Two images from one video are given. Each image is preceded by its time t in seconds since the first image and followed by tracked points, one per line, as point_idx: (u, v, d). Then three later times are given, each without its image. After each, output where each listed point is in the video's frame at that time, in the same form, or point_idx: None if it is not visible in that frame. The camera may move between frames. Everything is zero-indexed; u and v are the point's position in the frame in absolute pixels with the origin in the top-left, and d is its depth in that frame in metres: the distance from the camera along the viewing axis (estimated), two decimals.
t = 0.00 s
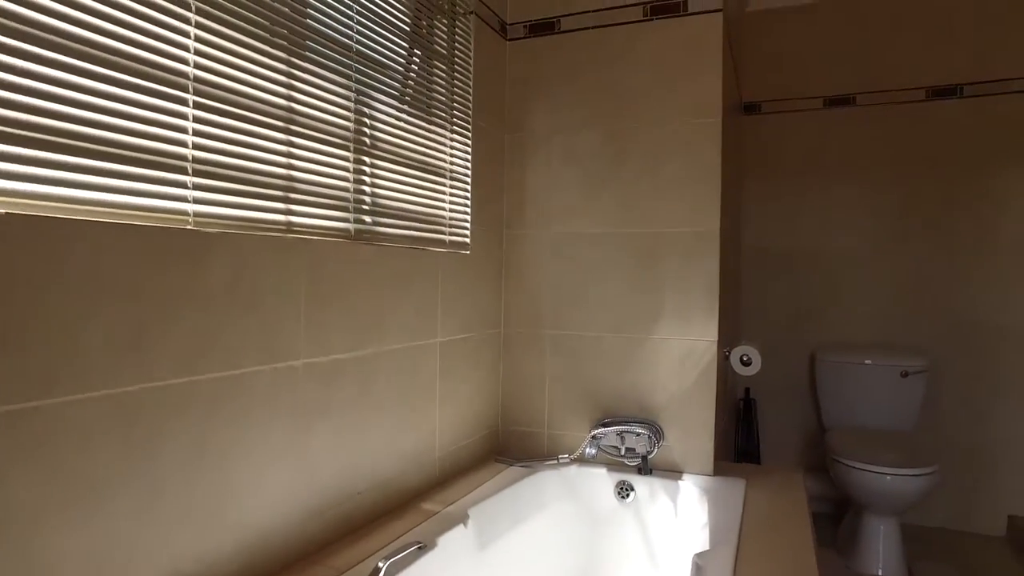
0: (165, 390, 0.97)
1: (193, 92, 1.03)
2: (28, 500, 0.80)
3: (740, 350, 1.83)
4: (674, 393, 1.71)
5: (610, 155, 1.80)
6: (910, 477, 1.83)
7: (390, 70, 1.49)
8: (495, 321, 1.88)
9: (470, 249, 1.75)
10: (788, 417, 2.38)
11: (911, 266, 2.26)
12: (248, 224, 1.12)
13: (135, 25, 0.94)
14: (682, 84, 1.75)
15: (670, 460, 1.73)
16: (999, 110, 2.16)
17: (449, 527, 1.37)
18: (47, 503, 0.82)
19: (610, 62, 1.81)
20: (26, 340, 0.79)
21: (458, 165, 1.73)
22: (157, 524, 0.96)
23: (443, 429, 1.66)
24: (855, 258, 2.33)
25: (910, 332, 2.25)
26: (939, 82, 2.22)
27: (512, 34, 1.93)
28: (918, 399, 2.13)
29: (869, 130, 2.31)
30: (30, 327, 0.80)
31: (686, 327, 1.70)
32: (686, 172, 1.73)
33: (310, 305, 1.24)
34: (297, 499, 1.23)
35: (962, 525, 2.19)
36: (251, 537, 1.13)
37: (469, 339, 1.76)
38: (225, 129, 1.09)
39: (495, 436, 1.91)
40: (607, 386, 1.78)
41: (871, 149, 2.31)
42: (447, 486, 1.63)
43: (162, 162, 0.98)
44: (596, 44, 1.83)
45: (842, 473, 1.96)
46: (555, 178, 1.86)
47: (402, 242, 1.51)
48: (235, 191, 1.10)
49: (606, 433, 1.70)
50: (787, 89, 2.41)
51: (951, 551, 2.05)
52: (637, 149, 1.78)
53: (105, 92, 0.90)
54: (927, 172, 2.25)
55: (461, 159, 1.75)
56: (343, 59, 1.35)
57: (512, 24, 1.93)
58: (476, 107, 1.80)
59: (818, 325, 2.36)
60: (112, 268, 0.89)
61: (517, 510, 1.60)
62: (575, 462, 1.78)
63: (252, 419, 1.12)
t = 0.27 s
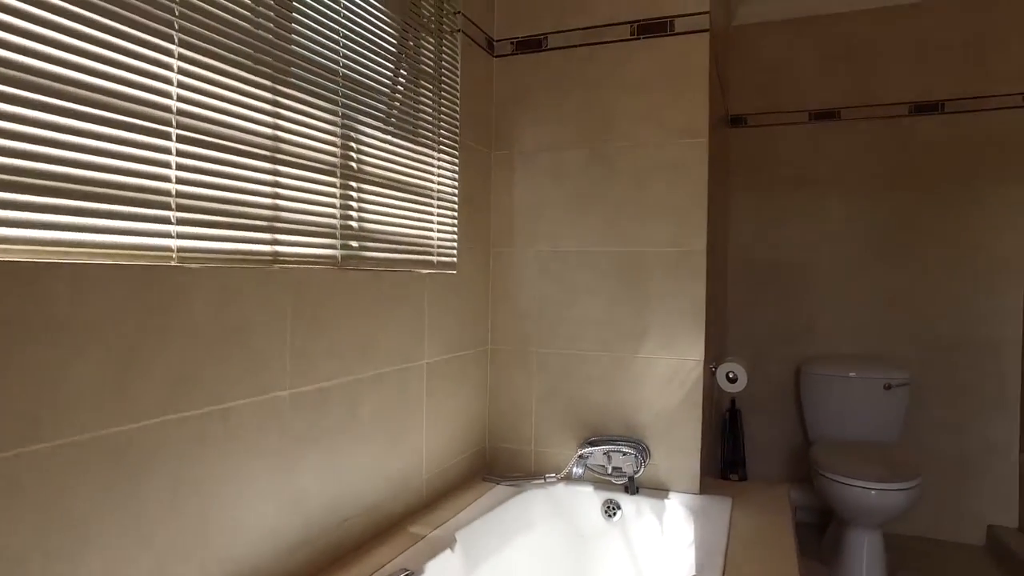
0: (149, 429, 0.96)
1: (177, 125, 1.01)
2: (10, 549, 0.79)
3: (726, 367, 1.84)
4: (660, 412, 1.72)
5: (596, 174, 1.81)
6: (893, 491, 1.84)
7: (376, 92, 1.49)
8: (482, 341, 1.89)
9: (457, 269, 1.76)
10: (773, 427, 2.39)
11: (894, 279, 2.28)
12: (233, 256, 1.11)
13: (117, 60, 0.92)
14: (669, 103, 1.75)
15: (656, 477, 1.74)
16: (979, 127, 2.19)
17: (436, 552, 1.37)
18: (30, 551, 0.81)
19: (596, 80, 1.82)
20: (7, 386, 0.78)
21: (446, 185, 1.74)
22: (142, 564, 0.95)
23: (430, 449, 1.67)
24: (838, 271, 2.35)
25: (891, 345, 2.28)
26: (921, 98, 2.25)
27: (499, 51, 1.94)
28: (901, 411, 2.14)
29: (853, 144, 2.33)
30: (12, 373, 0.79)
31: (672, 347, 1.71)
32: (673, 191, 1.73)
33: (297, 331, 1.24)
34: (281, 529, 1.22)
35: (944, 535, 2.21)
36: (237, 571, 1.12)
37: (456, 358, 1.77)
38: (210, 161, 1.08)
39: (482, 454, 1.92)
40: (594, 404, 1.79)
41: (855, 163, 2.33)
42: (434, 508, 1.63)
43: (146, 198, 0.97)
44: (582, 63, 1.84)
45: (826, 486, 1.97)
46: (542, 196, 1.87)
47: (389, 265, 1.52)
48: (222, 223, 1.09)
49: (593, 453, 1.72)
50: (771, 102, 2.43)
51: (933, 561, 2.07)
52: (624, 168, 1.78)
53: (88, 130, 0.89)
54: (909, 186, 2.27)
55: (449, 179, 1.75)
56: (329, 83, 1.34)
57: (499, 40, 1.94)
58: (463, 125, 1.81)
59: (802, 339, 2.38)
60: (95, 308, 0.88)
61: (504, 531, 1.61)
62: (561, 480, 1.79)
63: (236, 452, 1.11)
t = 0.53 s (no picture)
0: (127, 469, 0.94)
1: (155, 159, 1.00)
2: None
3: (709, 384, 1.84)
4: (643, 430, 1.74)
5: (580, 193, 1.81)
6: (874, 503, 1.84)
7: (359, 114, 1.47)
8: (466, 359, 1.89)
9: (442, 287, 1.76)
10: (756, 439, 2.39)
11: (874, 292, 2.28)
12: (214, 290, 1.10)
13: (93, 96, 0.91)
14: (652, 122, 1.76)
15: (640, 494, 1.76)
16: (960, 141, 2.19)
17: None
18: None
19: (580, 98, 1.82)
20: None
21: (430, 205, 1.73)
22: None
23: (414, 469, 1.67)
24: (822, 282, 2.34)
25: (872, 356, 2.28)
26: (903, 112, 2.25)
27: (483, 67, 1.94)
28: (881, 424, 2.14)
29: (836, 157, 2.33)
30: None
31: (656, 365, 1.73)
32: (656, 209, 1.74)
33: (279, 360, 1.23)
34: (264, 558, 1.21)
35: (920, 543, 2.25)
36: None
37: (439, 377, 1.77)
38: (189, 193, 1.06)
39: (466, 471, 1.92)
40: (578, 422, 1.80)
41: (838, 176, 2.33)
42: (418, 528, 1.63)
43: (123, 235, 0.95)
44: (566, 81, 1.84)
45: (807, 499, 1.97)
46: (526, 214, 1.87)
47: (373, 288, 1.51)
48: (203, 255, 1.08)
49: (577, 472, 1.72)
50: (755, 113, 2.41)
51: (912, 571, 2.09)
52: (607, 186, 1.79)
53: (64, 169, 0.87)
54: (891, 200, 2.27)
55: (433, 197, 1.75)
56: (311, 108, 1.33)
57: (483, 56, 1.94)
58: (447, 143, 1.80)
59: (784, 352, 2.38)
60: (72, 351, 0.87)
61: (488, 550, 1.62)
62: (546, 499, 1.79)
63: (217, 486, 1.10)
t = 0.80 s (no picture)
0: (100, 504, 0.93)
1: (127, 188, 0.98)
2: None
3: (687, 397, 1.85)
4: (622, 445, 1.76)
5: (559, 209, 1.82)
6: (848, 514, 1.85)
7: (337, 132, 1.46)
8: (445, 374, 1.90)
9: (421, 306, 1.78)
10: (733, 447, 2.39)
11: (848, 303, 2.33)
12: (187, 318, 1.09)
13: (61, 125, 0.88)
14: (632, 138, 1.77)
15: (620, 509, 1.78)
16: (932, 154, 2.23)
17: None
18: None
19: (559, 114, 1.83)
20: None
21: (408, 220, 1.73)
22: None
23: (393, 487, 1.67)
24: (796, 293, 2.38)
25: (846, 366, 2.32)
26: (877, 126, 2.28)
27: (462, 81, 1.94)
28: (855, 432, 2.16)
29: (811, 170, 2.35)
30: None
31: (635, 381, 1.75)
32: (635, 225, 1.76)
33: (257, 385, 1.23)
34: None
35: (894, 549, 2.26)
36: None
37: (419, 394, 1.78)
38: (162, 221, 1.04)
39: (446, 486, 1.93)
40: (557, 437, 1.82)
41: (814, 187, 2.35)
42: (398, 546, 1.63)
43: (94, 267, 0.93)
44: (545, 96, 1.84)
45: (783, 509, 1.97)
46: (506, 229, 1.88)
47: (350, 308, 1.51)
48: (177, 282, 1.07)
49: (557, 488, 1.73)
50: (733, 125, 2.43)
51: None
52: (586, 201, 1.80)
53: (31, 202, 0.85)
54: (865, 211, 2.31)
55: (410, 213, 1.74)
56: (287, 128, 1.31)
57: (463, 71, 1.94)
58: (426, 158, 1.80)
59: (761, 361, 2.40)
60: (42, 389, 0.85)
61: (468, 567, 1.63)
62: (526, 514, 1.80)
63: (193, 517, 1.09)
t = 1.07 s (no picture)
0: (69, 534, 0.91)
1: (94, 210, 0.96)
2: None
3: (664, 406, 1.86)
4: (600, 456, 1.77)
5: (537, 220, 1.83)
6: (822, 520, 1.86)
7: (312, 145, 1.44)
8: (423, 385, 1.90)
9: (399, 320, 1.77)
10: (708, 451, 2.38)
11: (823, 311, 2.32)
12: (157, 339, 1.07)
13: (26, 148, 0.86)
14: (609, 150, 1.77)
15: (599, 520, 1.79)
16: (903, 165, 2.24)
17: None
18: None
19: (537, 125, 1.83)
20: None
21: (384, 230, 1.72)
22: None
23: (371, 502, 1.66)
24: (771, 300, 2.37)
25: (820, 371, 2.32)
26: (850, 136, 2.29)
27: (439, 91, 1.93)
28: (828, 438, 2.17)
29: (786, 179, 2.35)
30: None
31: (613, 393, 1.76)
32: (612, 237, 1.77)
33: (230, 405, 1.20)
34: None
35: (864, 550, 2.28)
36: None
37: (396, 407, 1.77)
38: (132, 241, 1.02)
39: (424, 496, 1.93)
40: (535, 448, 1.83)
41: (789, 196, 2.35)
42: (376, 561, 1.62)
43: (61, 292, 0.91)
44: (522, 107, 1.84)
45: (759, 516, 1.97)
46: (484, 241, 1.88)
47: (327, 323, 1.50)
48: (149, 303, 1.05)
49: (535, 499, 1.73)
50: (709, 133, 2.42)
51: None
52: (564, 213, 1.80)
53: None
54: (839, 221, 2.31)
55: (386, 225, 1.73)
56: (261, 143, 1.29)
57: (440, 80, 1.93)
58: (403, 169, 1.79)
59: (735, 370, 2.39)
60: (9, 419, 0.82)
61: None
62: (504, 525, 1.80)
63: (166, 542, 1.07)
